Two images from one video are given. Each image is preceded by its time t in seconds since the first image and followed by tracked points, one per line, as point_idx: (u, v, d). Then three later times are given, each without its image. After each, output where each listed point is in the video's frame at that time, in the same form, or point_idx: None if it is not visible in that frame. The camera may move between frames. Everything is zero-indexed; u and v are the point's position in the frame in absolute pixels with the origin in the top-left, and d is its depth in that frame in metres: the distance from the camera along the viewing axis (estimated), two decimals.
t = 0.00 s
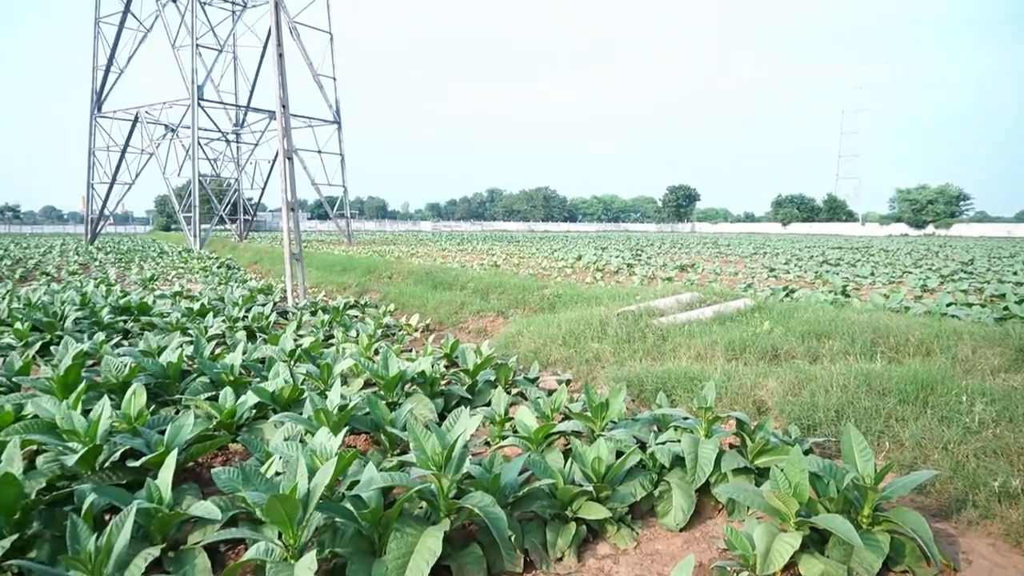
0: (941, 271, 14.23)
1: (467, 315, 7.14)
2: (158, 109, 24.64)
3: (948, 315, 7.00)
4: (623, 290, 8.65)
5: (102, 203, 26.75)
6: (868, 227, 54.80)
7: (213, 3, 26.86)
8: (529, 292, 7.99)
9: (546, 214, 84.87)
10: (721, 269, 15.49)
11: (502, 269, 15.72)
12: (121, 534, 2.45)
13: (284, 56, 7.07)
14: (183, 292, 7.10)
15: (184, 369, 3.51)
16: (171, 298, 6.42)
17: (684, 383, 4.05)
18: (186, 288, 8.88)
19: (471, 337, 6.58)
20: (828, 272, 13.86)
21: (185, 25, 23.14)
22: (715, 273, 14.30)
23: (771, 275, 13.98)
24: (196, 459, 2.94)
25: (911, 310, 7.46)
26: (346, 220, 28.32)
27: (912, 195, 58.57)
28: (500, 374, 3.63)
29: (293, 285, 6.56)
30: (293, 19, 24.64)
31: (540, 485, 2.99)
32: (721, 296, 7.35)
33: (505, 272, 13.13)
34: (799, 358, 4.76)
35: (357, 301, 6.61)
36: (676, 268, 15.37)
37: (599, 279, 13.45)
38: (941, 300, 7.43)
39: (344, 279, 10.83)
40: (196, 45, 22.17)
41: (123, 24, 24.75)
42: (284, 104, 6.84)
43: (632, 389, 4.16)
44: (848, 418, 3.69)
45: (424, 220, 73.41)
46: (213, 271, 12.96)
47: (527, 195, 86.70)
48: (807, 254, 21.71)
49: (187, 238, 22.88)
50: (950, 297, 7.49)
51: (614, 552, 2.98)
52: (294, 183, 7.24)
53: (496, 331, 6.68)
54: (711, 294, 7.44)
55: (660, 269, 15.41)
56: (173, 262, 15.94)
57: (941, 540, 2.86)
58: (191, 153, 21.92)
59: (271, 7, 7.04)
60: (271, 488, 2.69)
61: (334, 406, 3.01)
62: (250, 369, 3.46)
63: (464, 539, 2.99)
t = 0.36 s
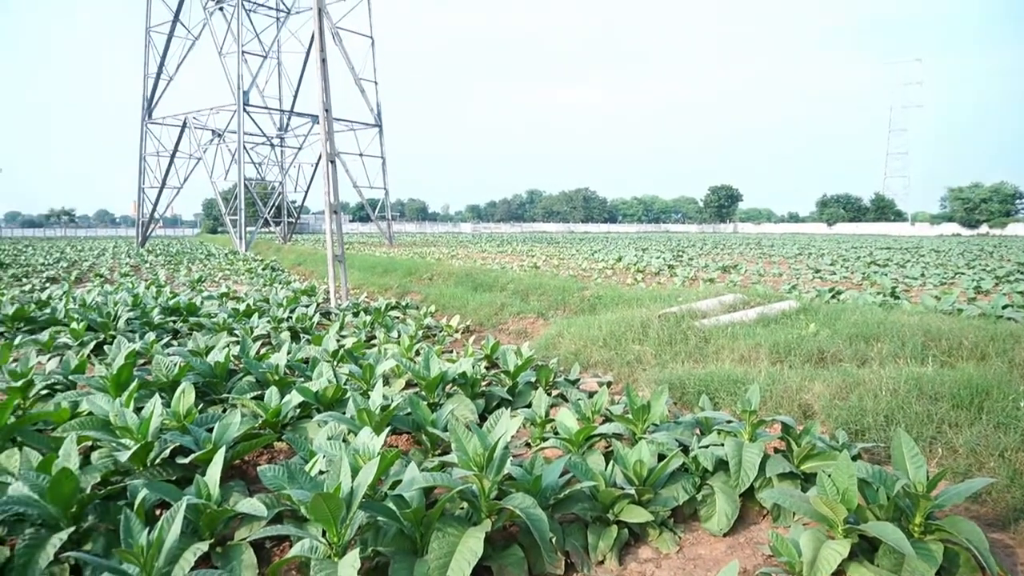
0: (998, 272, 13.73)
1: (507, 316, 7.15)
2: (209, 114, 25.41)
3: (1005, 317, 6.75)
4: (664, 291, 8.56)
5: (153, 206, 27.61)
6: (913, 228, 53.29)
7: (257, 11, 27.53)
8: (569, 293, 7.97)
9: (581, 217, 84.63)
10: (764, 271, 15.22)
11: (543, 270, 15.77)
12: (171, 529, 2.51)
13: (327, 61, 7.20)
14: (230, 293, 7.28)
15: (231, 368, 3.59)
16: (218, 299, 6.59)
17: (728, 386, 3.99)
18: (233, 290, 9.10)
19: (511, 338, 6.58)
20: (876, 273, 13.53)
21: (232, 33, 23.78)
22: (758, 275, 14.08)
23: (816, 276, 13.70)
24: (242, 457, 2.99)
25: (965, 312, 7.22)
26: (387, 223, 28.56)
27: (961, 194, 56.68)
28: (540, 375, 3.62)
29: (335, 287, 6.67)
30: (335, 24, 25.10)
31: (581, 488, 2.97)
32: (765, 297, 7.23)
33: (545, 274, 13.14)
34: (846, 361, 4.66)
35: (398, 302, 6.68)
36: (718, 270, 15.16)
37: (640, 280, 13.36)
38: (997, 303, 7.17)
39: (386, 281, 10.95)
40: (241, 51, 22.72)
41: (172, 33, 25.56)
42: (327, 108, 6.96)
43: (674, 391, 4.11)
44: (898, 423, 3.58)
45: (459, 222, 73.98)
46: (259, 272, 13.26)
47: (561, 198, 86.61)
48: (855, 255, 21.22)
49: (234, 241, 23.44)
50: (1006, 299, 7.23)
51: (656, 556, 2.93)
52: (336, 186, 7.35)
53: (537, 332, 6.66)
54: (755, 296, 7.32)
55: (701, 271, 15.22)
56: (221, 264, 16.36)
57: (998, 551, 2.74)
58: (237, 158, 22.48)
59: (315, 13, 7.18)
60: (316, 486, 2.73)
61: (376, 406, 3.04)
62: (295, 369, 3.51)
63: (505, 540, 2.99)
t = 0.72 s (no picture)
0: None
1: (548, 317, 7.13)
2: (254, 119, 25.96)
3: None
4: (707, 292, 8.47)
5: (202, 209, 28.36)
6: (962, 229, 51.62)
7: (300, 18, 28.02)
8: (611, 295, 7.93)
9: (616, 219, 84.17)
10: (811, 272, 14.90)
11: (585, 271, 15.73)
12: (221, 524, 2.57)
13: (369, 66, 7.30)
14: (276, 295, 7.44)
15: (276, 368, 3.65)
16: (265, 300, 6.73)
17: (774, 389, 3.91)
18: (280, 291, 9.29)
19: (553, 340, 6.56)
20: (928, 274, 13.15)
21: (277, 39, 24.34)
22: (805, 276, 13.80)
23: (866, 277, 13.37)
24: (288, 455, 3.04)
25: None
26: (428, 225, 28.77)
27: (1016, 193, 54.53)
28: (582, 377, 3.60)
29: (378, 288, 6.75)
30: (378, 29, 25.47)
31: (624, 490, 2.95)
32: (812, 299, 7.09)
33: (586, 275, 13.10)
34: (897, 365, 4.53)
35: (439, 303, 6.73)
36: (763, 271, 14.92)
37: (683, 281, 13.22)
38: None
39: (427, 282, 11.04)
40: (286, 57, 23.15)
41: (219, 40, 26.29)
42: (369, 112, 7.06)
43: (718, 394, 4.05)
44: (953, 429, 3.47)
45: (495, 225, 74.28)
46: (303, 274, 13.52)
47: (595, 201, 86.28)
48: (907, 255, 20.68)
49: (279, 243, 23.91)
50: None
51: (700, 561, 2.88)
52: (379, 189, 7.45)
53: (578, 334, 6.62)
54: (801, 297, 7.18)
55: (746, 272, 14.98)
56: (268, 266, 16.72)
57: None
58: (282, 161, 22.96)
59: (358, 18, 7.29)
60: (360, 485, 2.75)
61: (419, 406, 3.06)
62: (339, 369, 3.56)
63: (546, 542, 2.98)
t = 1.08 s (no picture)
0: None
1: (590, 319, 7.10)
2: (304, 122, 26.55)
3: None
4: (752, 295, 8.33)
5: (249, 211, 29.07)
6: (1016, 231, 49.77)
7: (347, 22, 28.50)
8: (654, 296, 7.87)
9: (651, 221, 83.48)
10: (860, 274, 14.54)
11: (626, 273, 15.65)
12: (267, 520, 2.62)
13: (413, 68, 7.38)
14: (320, 295, 7.58)
15: (321, 367, 3.71)
16: (310, 300, 6.85)
17: (821, 395, 3.82)
18: (324, 291, 9.45)
19: (595, 341, 6.52)
20: (986, 277, 12.71)
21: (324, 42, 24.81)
22: (854, 279, 13.48)
23: (918, 280, 13.00)
24: (332, 453, 3.08)
25: None
26: (471, 225, 28.93)
27: None
28: (624, 379, 3.57)
29: (420, 288, 6.81)
30: (422, 32, 25.75)
31: (667, 494, 2.91)
32: (862, 302, 6.91)
33: (629, 276, 13.03)
34: (952, 371, 4.39)
35: (481, 304, 6.77)
36: (810, 273, 14.63)
37: (728, 283, 13.06)
38: None
39: (469, 283, 11.10)
40: (333, 61, 23.55)
41: (268, 45, 26.94)
42: (413, 114, 7.13)
43: (763, 399, 3.98)
44: (1012, 439, 3.33)
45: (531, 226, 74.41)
46: (348, 274, 13.75)
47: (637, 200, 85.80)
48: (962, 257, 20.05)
49: (324, 244, 24.34)
50: None
51: (744, 569, 2.83)
52: (422, 190, 7.52)
53: (620, 336, 6.58)
54: (850, 300, 7.01)
55: (792, 274, 14.71)
56: (314, 266, 17.06)
57: None
58: (327, 163, 23.39)
59: (402, 21, 7.38)
60: (403, 484, 2.77)
61: (461, 406, 3.06)
62: (382, 368, 3.60)
63: (587, 545, 2.96)
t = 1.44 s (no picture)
0: None
1: (633, 321, 7.05)
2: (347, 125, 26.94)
3: None
4: (799, 297, 8.18)
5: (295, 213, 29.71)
6: None
7: (391, 25, 28.81)
8: (698, 298, 7.79)
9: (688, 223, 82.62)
10: (913, 276, 14.15)
11: (669, 274, 15.53)
12: (312, 516, 2.65)
13: (456, 70, 7.43)
14: (363, 295, 7.69)
15: (364, 366, 3.75)
16: (354, 300, 6.95)
17: (872, 400, 3.72)
18: (367, 291, 9.58)
19: (637, 343, 6.47)
20: None
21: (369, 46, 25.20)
22: (906, 281, 13.13)
23: (974, 283, 12.60)
24: (375, 452, 3.10)
25: None
26: (512, 227, 29.00)
27: None
28: (667, 382, 3.54)
29: (462, 289, 6.85)
30: (465, 34, 25.96)
31: (711, 500, 2.86)
32: (914, 305, 6.71)
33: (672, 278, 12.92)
34: (1012, 377, 4.22)
35: (522, 305, 6.78)
36: (859, 275, 14.29)
37: (774, 285, 12.87)
38: None
39: (511, 284, 11.13)
40: (377, 64, 23.80)
41: (314, 50, 27.50)
42: (455, 116, 7.18)
43: (810, 404, 3.89)
44: None
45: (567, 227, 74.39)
46: (391, 275, 13.93)
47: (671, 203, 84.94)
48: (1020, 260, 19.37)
49: (367, 244, 24.69)
50: None
51: None
52: (464, 192, 7.56)
53: (663, 338, 6.51)
54: (902, 303, 6.82)
55: (841, 276, 14.40)
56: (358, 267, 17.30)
57: None
58: (371, 166, 23.74)
59: (445, 24, 7.44)
60: (445, 484, 2.78)
61: (503, 407, 3.06)
62: (425, 368, 3.63)
63: (629, 549, 2.93)
